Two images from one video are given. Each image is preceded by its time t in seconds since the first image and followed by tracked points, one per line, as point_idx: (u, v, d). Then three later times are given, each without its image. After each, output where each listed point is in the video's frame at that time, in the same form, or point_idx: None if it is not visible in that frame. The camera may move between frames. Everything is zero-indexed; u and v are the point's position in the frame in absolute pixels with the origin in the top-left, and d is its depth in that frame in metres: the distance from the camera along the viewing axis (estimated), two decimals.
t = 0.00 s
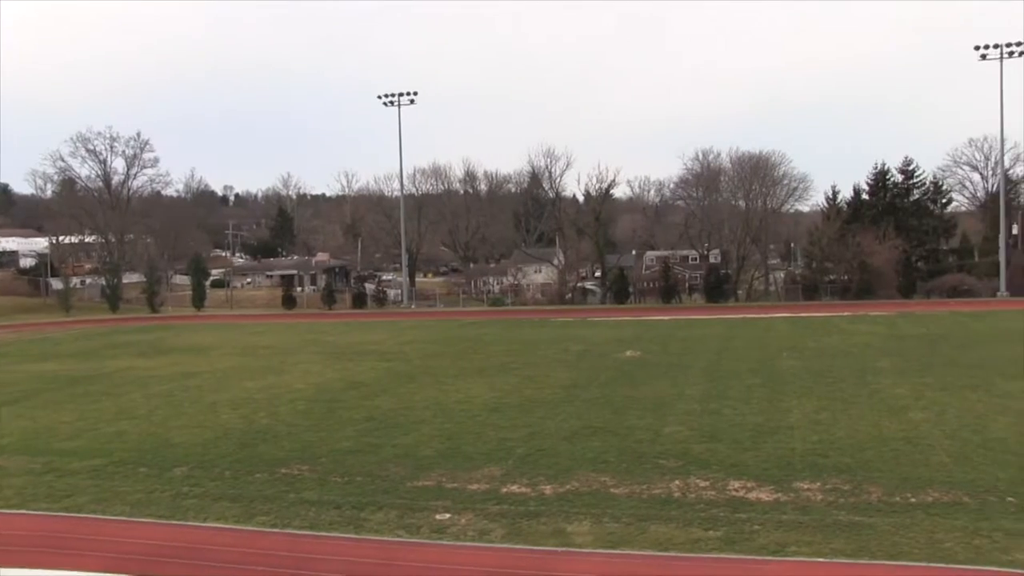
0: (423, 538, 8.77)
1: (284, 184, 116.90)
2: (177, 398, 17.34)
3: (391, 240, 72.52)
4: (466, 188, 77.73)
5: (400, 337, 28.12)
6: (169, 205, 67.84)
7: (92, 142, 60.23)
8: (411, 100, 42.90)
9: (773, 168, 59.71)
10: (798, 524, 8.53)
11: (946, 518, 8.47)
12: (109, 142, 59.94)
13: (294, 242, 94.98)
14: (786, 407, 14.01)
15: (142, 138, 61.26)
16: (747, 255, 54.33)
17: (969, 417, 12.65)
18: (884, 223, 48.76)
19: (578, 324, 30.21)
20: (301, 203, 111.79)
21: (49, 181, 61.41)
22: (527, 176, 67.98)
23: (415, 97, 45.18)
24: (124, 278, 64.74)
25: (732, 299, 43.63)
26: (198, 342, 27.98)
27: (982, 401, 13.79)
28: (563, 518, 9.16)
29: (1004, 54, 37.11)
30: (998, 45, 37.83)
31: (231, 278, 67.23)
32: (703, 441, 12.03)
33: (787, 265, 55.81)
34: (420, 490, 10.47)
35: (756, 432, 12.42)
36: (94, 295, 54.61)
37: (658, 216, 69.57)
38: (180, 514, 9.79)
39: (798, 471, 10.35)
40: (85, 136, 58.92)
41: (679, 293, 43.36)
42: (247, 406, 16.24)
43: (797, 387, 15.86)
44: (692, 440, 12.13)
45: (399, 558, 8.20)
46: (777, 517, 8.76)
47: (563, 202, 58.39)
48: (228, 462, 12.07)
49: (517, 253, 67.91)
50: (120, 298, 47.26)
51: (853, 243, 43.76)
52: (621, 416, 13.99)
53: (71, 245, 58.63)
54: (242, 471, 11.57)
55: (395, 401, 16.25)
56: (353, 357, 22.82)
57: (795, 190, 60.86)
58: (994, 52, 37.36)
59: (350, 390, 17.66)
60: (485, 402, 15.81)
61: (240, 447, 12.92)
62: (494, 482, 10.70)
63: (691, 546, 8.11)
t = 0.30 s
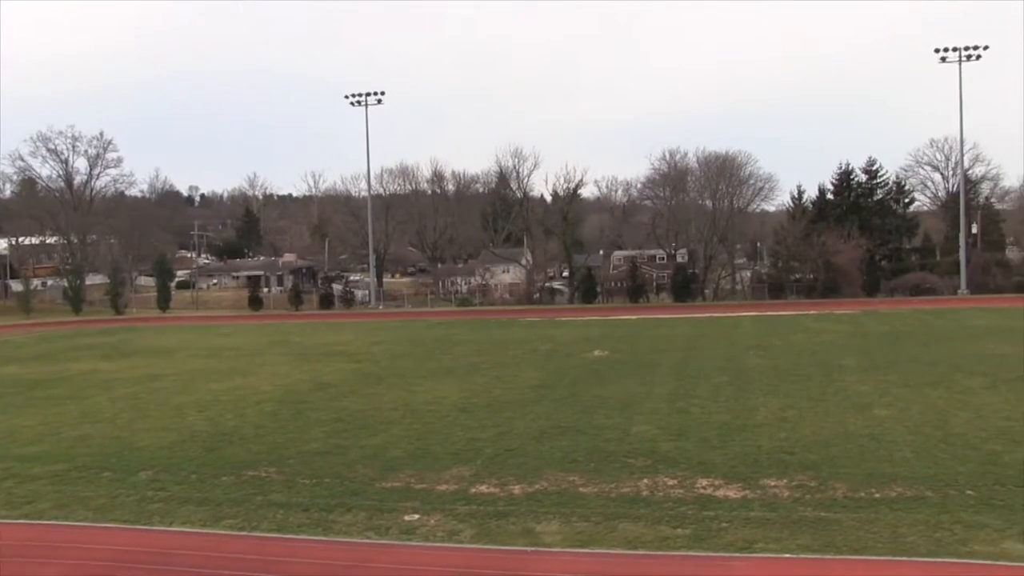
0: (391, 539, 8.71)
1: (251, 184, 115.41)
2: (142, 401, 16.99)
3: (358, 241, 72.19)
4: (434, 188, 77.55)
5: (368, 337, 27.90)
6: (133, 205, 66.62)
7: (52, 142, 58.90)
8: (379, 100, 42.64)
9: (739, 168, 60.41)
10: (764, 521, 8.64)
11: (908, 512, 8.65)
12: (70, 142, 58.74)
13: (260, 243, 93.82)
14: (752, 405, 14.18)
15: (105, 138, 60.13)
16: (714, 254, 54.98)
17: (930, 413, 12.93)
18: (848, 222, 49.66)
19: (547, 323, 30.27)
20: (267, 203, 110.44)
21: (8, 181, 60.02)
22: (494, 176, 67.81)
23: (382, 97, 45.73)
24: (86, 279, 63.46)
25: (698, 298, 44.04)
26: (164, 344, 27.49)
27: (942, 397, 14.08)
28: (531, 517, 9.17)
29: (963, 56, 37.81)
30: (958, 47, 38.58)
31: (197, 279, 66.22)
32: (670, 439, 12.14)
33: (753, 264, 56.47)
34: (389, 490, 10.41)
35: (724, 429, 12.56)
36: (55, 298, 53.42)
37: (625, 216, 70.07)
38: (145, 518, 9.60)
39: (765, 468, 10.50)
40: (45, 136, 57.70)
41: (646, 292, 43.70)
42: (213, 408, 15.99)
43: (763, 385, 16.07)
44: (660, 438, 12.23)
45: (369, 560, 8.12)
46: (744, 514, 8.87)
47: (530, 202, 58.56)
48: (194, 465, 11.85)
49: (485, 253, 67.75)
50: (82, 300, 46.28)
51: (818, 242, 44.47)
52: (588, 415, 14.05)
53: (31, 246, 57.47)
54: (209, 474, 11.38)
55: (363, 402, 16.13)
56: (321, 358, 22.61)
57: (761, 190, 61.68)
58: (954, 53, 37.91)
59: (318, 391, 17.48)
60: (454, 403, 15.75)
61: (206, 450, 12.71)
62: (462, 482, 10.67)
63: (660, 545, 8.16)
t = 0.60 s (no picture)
0: (356, 541, 8.63)
1: (212, 185, 113.62)
2: (101, 405, 16.60)
3: (322, 241, 71.72)
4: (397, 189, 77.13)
5: (331, 339, 27.59)
6: (91, 206, 65.14)
7: (6, 140, 57.33)
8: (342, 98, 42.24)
9: (702, 167, 61.18)
10: (729, 518, 8.74)
11: (868, 507, 8.83)
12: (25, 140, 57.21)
13: (222, 244, 92.33)
14: (715, 403, 14.35)
15: (62, 136, 58.68)
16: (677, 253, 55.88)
17: (889, 409, 13.23)
18: (809, 222, 50.61)
19: (512, 323, 30.28)
20: (229, 203, 108.73)
21: None
22: (458, 176, 67.58)
23: (345, 97, 45.41)
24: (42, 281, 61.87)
25: (661, 297, 44.49)
26: (123, 347, 26.90)
27: (899, 394, 14.39)
28: (497, 518, 9.15)
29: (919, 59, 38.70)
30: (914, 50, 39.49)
31: (157, 281, 64.97)
32: (635, 438, 12.22)
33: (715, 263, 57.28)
34: (353, 492, 10.30)
35: (687, 428, 12.70)
36: (10, 300, 52.01)
37: (589, 216, 70.51)
38: (103, 524, 9.37)
39: (728, 465, 10.63)
40: None
41: (610, 292, 44.03)
42: (174, 411, 15.68)
43: (727, 383, 16.25)
44: (625, 437, 12.31)
45: (335, 563, 8.04)
46: (709, 511, 8.97)
47: (494, 201, 58.64)
48: (154, 469, 11.60)
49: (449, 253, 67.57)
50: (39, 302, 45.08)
51: (779, 242, 45.23)
52: (553, 415, 14.09)
53: None
54: (170, 478, 11.16)
55: (327, 404, 15.95)
56: (284, 360, 22.32)
57: (724, 190, 62.55)
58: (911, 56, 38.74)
59: (282, 393, 17.25)
60: (419, 403, 15.66)
61: (167, 454, 12.45)
62: (427, 483, 10.61)
63: (624, 543, 8.22)
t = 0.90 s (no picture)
0: (318, 544, 8.51)
1: (170, 185, 111.40)
2: (55, 409, 16.13)
3: (281, 242, 70.72)
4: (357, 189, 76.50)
5: (291, 340, 27.20)
6: (44, 206, 63.34)
7: None
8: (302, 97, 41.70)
9: (662, 168, 61.78)
10: (690, 515, 8.84)
11: (827, 503, 8.99)
12: None
13: (180, 246, 90.47)
14: (676, 402, 14.50)
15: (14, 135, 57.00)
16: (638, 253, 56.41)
17: (847, 407, 13.50)
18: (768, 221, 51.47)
19: (475, 323, 30.22)
20: (187, 204, 106.63)
21: None
22: (417, 176, 67.03)
23: (305, 97, 44.86)
24: None
25: (622, 297, 44.83)
26: (78, 350, 26.20)
27: (855, 391, 14.69)
28: (460, 519, 9.11)
29: (874, 62, 39.55)
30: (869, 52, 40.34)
31: (113, 283, 63.42)
32: (596, 438, 12.28)
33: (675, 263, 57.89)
34: (315, 495, 10.16)
35: (649, 427, 12.80)
36: None
37: (549, 216, 70.57)
38: (57, 532, 9.09)
39: (690, 464, 10.74)
40: None
41: (571, 292, 44.22)
42: (131, 415, 15.31)
43: (687, 382, 16.43)
44: (587, 437, 12.36)
45: (299, 566, 7.92)
46: (671, 510, 9.05)
47: (454, 202, 58.38)
48: (110, 474, 11.30)
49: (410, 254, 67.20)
50: None
51: (738, 242, 45.91)
52: (515, 415, 14.09)
53: None
54: (127, 483, 10.87)
55: (287, 406, 15.73)
56: (244, 362, 21.95)
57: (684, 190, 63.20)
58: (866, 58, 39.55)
59: (242, 396, 16.95)
60: (381, 405, 15.53)
61: (124, 458, 12.14)
62: (389, 485, 10.52)
63: (587, 542, 8.25)
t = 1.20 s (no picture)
0: (279, 547, 8.37)
1: (125, 185, 108.91)
2: (4, 415, 15.61)
3: (240, 243, 69.56)
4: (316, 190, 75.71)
5: (249, 342, 26.76)
6: None
7: None
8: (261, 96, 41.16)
9: (622, 168, 62.26)
10: (651, 514, 8.91)
11: (785, 500, 9.15)
12: None
13: (136, 247, 88.40)
14: (636, 402, 14.62)
15: None
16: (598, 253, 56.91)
17: (804, 405, 13.74)
18: (727, 220, 52.24)
19: (436, 324, 30.08)
20: (143, 205, 104.25)
21: None
22: (377, 177, 66.46)
23: (264, 97, 44.26)
24: None
25: (582, 297, 45.08)
26: (30, 353, 25.44)
27: (810, 390, 14.98)
28: (420, 520, 9.04)
29: (830, 65, 40.35)
30: (826, 55, 41.11)
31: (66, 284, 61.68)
32: (557, 437, 12.31)
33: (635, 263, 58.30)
34: (274, 498, 9.99)
35: (610, 426, 12.88)
36: None
37: (510, 216, 70.50)
38: (7, 541, 8.77)
39: (650, 463, 10.84)
40: None
41: (531, 292, 44.33)
42: (85, 419, 14.90)
43: (648, 382, 16.58)
44: (548, 436, 12.38)
45: (260, 571, 7.77)
46: (632, 509, 9.11)
47: (414, 202, 58.01)
48: (63, 480, 10.97)
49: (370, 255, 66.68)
50: None
51: (697, 241, 46.52)
52: (476, 415, 14.07)
53: None
54: (81, 489, 10.57)
55: (246, 408, 15.46)
56: (202, 365, 21.51)
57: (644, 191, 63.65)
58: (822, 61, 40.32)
59: (199, 399, 16.62)
60: (341, 406, 15.36)
61: (78, 464, 11.80)
62: (349, 486, 10.40)
63: (547, 542, 8.26)
